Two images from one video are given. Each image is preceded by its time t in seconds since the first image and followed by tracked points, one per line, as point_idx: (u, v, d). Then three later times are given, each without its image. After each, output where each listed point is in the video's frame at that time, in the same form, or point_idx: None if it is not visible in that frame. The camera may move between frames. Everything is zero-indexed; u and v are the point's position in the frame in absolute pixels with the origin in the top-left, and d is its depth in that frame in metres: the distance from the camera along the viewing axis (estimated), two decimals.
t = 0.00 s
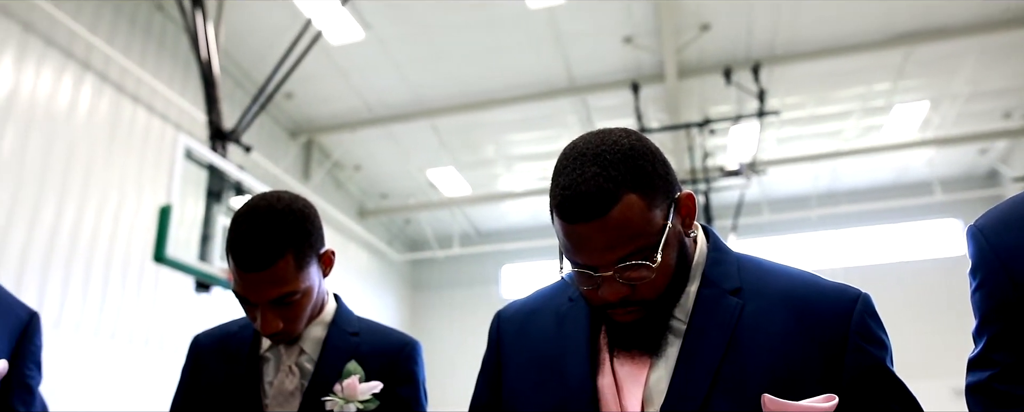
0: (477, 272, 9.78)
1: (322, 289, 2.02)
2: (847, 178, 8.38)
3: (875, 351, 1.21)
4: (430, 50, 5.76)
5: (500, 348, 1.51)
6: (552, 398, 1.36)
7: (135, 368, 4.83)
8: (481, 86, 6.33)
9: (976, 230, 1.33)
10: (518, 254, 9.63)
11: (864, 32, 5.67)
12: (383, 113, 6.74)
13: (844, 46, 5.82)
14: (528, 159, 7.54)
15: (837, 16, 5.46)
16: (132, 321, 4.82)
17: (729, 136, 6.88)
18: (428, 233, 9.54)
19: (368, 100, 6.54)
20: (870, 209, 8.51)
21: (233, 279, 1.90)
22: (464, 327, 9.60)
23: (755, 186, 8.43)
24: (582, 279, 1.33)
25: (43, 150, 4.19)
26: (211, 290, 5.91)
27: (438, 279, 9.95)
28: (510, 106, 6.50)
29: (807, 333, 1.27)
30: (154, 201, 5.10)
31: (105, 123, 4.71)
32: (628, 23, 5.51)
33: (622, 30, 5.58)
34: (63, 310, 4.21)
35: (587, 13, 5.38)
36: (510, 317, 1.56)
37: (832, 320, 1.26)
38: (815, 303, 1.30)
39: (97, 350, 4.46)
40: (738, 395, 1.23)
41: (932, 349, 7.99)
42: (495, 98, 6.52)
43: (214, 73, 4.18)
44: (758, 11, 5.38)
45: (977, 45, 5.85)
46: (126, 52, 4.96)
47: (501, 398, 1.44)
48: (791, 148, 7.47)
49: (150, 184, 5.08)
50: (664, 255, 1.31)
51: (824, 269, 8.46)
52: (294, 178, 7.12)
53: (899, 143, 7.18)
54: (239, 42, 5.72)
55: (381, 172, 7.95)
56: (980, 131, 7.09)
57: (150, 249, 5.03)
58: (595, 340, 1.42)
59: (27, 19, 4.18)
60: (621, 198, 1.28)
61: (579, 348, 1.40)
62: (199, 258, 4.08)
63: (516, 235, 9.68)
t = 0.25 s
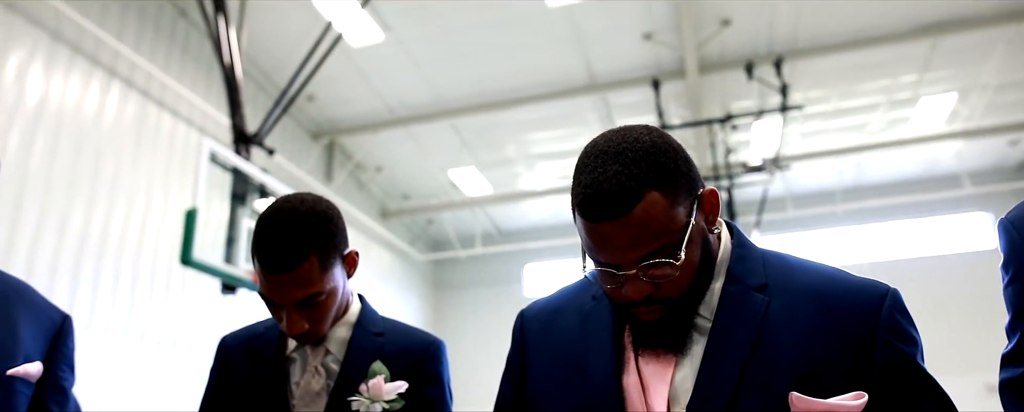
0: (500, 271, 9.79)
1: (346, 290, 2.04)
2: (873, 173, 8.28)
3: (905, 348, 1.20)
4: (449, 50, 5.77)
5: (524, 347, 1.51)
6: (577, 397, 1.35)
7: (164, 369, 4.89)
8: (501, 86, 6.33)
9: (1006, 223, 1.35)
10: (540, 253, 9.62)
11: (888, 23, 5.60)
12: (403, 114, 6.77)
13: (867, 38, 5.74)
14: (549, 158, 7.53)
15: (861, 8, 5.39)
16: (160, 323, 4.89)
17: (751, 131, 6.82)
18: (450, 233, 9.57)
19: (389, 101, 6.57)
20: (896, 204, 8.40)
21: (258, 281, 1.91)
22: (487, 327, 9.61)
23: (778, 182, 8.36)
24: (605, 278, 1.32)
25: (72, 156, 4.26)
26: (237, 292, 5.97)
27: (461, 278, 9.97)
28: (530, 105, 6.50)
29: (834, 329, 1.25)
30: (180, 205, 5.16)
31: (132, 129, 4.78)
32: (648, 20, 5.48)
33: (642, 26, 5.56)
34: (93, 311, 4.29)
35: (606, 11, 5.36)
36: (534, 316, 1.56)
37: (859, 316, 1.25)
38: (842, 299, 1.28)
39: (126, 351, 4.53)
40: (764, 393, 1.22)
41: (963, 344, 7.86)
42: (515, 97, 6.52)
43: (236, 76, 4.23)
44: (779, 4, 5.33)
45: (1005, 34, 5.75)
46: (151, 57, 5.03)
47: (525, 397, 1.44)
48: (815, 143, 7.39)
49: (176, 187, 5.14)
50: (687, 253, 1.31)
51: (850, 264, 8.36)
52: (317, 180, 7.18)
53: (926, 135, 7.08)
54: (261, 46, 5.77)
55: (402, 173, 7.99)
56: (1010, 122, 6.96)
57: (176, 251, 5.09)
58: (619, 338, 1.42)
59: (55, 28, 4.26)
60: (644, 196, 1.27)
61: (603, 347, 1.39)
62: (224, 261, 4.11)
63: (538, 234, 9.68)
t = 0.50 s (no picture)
0: (523, 271, 9.79)
1: (372, 291, 2.05)
2: (900, 167, 8.17)
3: (936, 344, 1.19)
4: (470, 50, 5.78)
5: (549, 346, 1.51)
6: (603, 396, 1.35)
7: (193, 370, 4.96)
8: (521, 85, 6.34)
9: None
10: (562, 252, 9.62)
11: (914, 15, 5.52)
12: (425, 115, 6.80)
13: (892, 30, 5.67)
14: (570, 157, 7.52)
15: None
16: (189, 325, 4.95)
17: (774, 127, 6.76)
18: (473, 233, 9.60)
19: (410, 103, 6.60)
20: (924, 198, 8.28)
21: (285, 283, 1.93)
22: (511, 326, 9.62)
23: (803, 177, 8.28)
24: (629, 276, 1.32)
25: (101, 161, 4.33)
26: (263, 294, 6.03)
27: (484, 278, 10.00)
28: (551, 104, 6.50)
29: (862, 325, 1.24)
30: (206, 209, 5.22)
31: (158, 134, 4.84)
32: (668, 17, 5.45)
33: (662, 23, 5.53)
34: (124, 314, 4.36)
35: (626, 8, 5.34)
36: (558, 315, 1.56)
37: (888, 312, 1.24)
38: (870, 295, 1.27)
39: (156, 353, 4.60)
40: (792, 390, 1.21)
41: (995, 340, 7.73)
42: (536, 96, 6.52)
43: (260, 81, 4.28)
44: None
45: None
46: (176, 63, 5.10)
47: (550, 396, 1.45)
48: (840, 137, 7.31)
49: (202, 191, 5.21)
50: (712, 250, 1.30)
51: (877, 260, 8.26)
52: (340, 182, 7.23)
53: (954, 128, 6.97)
54: (283, 50, 5.83)
55: (424, 174, 8.02)
56: None
57: (204, 254, 5.16)
58: (644, 336, 1.42)
59: (83, 37, 4.34)
60: (667, 193, 1.27)
61: (628, 346, 1.39)
62: (251, 263, 4.18)
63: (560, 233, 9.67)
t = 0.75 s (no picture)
0: (547, 270, 9.79)
1: (398, 291, 2.07)
2: (929, 160, 8.04)
3: (970, 340, 1.17)
4: (492, 50, 5.79)
5: (575, 345, 1.51)
6: (631, 395, 1.35)
7: (223, 371, 5.02)
8: (543, 84, 6.34)
9: None
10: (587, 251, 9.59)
11: (942, 6, 5.43)
12: (448, 115, 6.83)
13: (920, 22, 5.58)
14: (593, 155, 7.51)
15: None
16: (218, 327, 5.02)
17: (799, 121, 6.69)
18: (497, 233, 9.61)
19: (432, 104, 6.63)
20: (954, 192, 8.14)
21: (313, 285, 1.95)
22: (536, 325, 9.63)
23: (829, 172, 8.19)
24: (656, 274, 1.32)
25: (131, 167, 4.40)
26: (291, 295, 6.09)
27: (508, 278, 10.01)
28: (573, 102, 6.49)
29: (895, 321, 1.23)
30: (234, 212, 5.29)
31: (186, 140, 4.91)
32: (690, 13, 5.42)
33: (685, 19, 5.50)
34: (155, 316, 4.43)
35: (648, 5, 5.32)
36: (584, 313, 1.56)
37: (920, 309, 1.22)
38: (902, 291, 1.26)
39: (187, 354, 4.67)
40: (823, 388, 1.20)
41: None
42: (558, 95, 6.52)
43: (284, 85, 4.33)
44: None
45: None
46: (202, 68, 5.17)
47: (577, 395, 1.45)
48: (867, 131, 7.21)
49: (229, 194, 5.27)
50: (739, 247, 1.30)
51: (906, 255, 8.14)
52: (365, 184, 7.28)
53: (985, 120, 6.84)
54: (307, 54, 5.89)
55: (448, 174, 8.05)
56: None
57: (232, 257, 5.22)
58: (672, 335, 1.41)
59: (112, 45, 4.42)
60: (693, 191, 1.26)
61: (656, 344, 1.39)
62: (278, 265, 4.24)
63: (584, 232, 9.65)
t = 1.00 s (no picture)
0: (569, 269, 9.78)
1: (423, 293, 2.08)
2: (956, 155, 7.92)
3: (1002, 337, 1.15)
4: (511, 50, 5.79)
5: (599, 344, 1.51)
6: (657, 394, 1.35)
7: (249, 373, 5.07)
8: (563, 84, 6.33)
9: None
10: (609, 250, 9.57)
11: None
12: (468, 116, 6.85)
13: (945, 14, 5.50)
14: (614, 153, 7.49)
15: None
16: (244, 329, 5.07)
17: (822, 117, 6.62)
18: (518, 233, 9.62)
19: (452, 105, 6.65)
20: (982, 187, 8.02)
21: (338, 287, 1.97)
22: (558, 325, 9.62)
23: (854, 167, 8.11)
24: (680, 273, 1.31)
25: (157, 172, 4.46)
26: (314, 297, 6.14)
27: (530, 278, 10.01)
28: (594, 101, 6.48)
29: (924, 318, 1.21)
30: (258, 215, 5.34)
31: (210, 144, 4.97)
32: (710, 9, 5.39)
33: (705, 16, 5.47)
34: (182, 318, 4.49)
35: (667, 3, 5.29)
36: (607, 312, 1.56)
37: (950, 306, 1.21)
38: (931, 287, 1.24)
39: (214, 356, 4.73)
40: (851, 386, 1.19)
41: None
42: (578, 94, 6.51)
43: (305, 88, 4.37)
44: None
45: None
46: (225, 74, 5.23)
47: (601, 395, 1.45)
48: (892, 125, 7.12)
49: (253, 198, 5.33)
50: (764, 245, 1.29)
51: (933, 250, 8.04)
52: (387, 186, 7.32)
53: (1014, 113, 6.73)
54: (328, 57, 5.93)
55: (468, 175, 8.07)
56: None
57: (256, 259, 5.27)
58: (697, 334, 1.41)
59: (137, 52, 4.48)
60: (717, 189, 1.26)
61: (681, 343, 1.38)
62: (302, 267, 4.28)
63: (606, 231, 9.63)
